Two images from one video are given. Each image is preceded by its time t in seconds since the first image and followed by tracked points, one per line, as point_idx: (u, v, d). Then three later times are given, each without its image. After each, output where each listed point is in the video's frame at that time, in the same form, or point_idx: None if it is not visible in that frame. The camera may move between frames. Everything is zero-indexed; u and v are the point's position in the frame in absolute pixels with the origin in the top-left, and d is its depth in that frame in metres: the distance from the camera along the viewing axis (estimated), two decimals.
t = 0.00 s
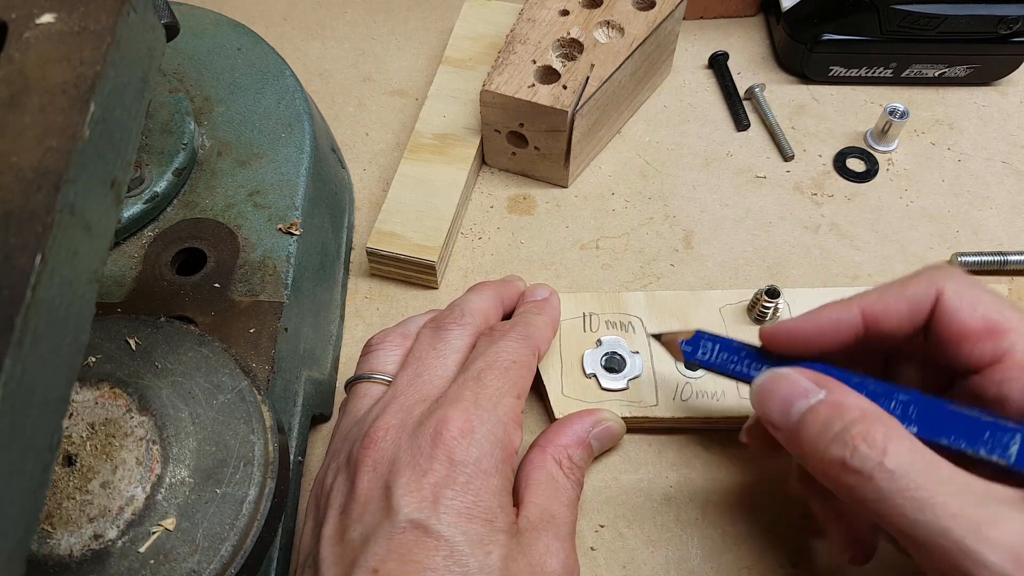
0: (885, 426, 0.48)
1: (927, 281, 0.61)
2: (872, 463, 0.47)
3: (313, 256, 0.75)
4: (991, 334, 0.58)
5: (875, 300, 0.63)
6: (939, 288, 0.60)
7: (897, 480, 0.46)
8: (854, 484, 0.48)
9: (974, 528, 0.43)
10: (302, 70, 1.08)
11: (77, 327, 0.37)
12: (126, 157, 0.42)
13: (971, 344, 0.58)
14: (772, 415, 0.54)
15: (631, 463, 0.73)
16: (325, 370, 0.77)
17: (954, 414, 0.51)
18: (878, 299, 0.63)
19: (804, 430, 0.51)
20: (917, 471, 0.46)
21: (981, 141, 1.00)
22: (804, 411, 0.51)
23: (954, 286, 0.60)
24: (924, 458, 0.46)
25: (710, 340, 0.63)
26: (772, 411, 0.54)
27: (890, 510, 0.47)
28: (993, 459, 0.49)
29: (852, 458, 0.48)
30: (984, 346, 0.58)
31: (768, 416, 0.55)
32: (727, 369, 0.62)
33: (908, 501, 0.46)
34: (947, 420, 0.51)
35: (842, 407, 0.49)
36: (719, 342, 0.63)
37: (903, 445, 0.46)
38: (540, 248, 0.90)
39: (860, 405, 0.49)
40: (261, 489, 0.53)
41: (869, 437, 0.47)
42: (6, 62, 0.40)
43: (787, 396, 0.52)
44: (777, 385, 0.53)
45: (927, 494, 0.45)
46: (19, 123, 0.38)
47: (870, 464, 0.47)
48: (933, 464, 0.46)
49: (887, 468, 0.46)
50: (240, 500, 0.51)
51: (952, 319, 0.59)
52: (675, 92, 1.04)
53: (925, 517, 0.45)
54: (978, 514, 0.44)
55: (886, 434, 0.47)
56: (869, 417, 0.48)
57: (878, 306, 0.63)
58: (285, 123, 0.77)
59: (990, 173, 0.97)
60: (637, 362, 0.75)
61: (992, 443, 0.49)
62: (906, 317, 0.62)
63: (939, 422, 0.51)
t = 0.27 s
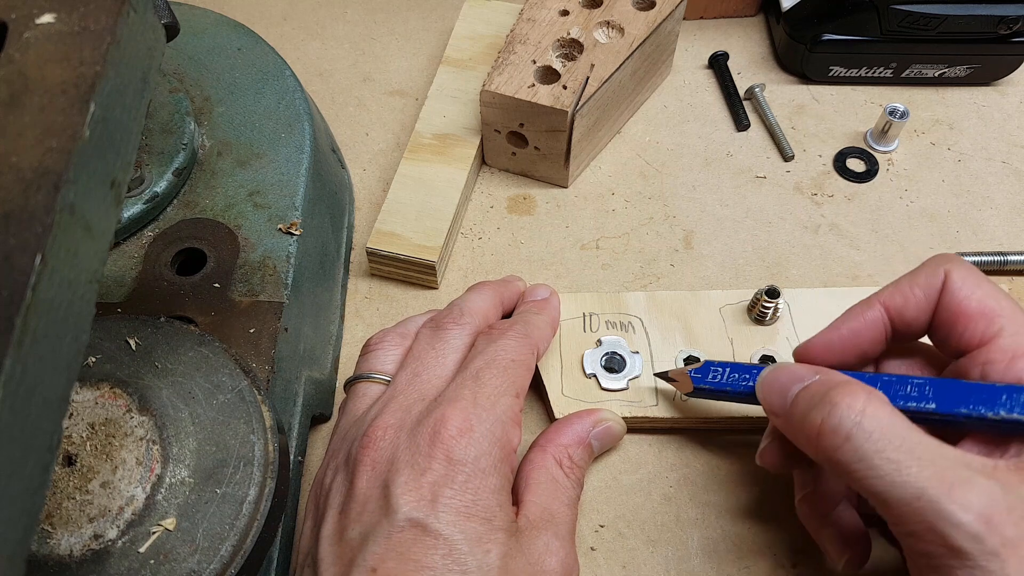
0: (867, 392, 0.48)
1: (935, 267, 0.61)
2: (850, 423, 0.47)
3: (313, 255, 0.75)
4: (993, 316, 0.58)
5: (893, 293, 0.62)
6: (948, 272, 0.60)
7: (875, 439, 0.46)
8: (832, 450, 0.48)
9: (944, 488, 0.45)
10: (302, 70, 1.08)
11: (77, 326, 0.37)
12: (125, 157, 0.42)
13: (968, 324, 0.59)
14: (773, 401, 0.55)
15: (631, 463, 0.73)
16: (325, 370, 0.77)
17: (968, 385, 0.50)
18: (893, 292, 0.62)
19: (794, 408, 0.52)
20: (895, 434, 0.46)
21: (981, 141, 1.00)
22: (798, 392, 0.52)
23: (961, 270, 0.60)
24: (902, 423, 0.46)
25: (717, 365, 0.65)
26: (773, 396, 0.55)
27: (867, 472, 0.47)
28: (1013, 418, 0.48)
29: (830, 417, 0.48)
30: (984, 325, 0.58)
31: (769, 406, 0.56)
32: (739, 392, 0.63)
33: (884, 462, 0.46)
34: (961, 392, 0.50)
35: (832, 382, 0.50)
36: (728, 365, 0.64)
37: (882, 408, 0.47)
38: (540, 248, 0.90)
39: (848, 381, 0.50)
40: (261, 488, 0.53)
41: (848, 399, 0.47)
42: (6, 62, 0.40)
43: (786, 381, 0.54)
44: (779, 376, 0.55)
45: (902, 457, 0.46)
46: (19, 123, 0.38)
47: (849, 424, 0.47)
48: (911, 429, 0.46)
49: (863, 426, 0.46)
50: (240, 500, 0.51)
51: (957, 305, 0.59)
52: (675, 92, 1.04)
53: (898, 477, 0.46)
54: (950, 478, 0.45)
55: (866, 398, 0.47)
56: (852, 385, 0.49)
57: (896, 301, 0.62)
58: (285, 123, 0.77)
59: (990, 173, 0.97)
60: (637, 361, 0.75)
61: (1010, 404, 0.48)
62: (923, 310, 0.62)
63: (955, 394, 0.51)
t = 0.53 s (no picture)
0: (858, 407, 0.48)
1: (917, 276, 0.61)
2: (842, 436, 0.47)
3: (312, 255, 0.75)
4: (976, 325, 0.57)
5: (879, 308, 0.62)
6: (930, 283, 0.60)
7: (867, 453, 0.46)
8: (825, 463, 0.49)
9: (939, 503, 0.44)
10: (302, 70, 1.08)
11: (77, 326, 0.37)
12: (125, 156, 0.42)
13: (953, 334, 0.58)
14: (764, 418, 0.55)
15: (631, 463, 0.73)
16: (325, 370, 0.77)
17: (961, 401, 0.51)
18: (876, 307, 0.62)
19: (786, 425, 0.52)
20: (887, 447, 0.46)
21: (981, 141, 1.00)
22: (790, 408, 0.52)
23: (942, 278, 0.60)
24: (893, 437, 0.47)
25: (706, 382, 0.65)
26: (764, 412, 0.55)
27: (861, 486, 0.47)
28: (1005, 433, 0.49)
29: (821, 432, 0.48)
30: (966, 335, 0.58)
31: (760, 422, 0.56)
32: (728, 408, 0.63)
33: (878, 475, 0.46)
34: (954, 408, 0.51)
35: (822, 397, 0.50)
36: (716, 381, 0.64)
37: (873, 422, 0.47)
38: (540, 248, 0.90)
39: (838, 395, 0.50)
40: (261, 489, 0.52)
41: (839, 413, 0.48)
42: (6, 62, 0.40)
43: (776, 398, 0.54)
44: (769, 393, 0.55)
45: (895, 470, 0.46)
46: (19, 123, 0.38)
47: (840, 437, 0.47)
48: (903, 442, 0.47)
49: (854, 441, 0.47)
50: (240, 500, 0.51)
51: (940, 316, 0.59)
52: (675, 92, 1.04)
53: (890, 490, 0.46)
54: (944, 491, 0.45)
55: (856, 411, 0.48)
56: (843, 401, 0.49)
57: (881, 315, 0.62)
58: (285, 123, 0.77)
59: (990, 173, 0.97)
60: (637, 361, 0.75)
61: (1001, 420, 0.49)
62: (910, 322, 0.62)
63: (947, 410, 0.51)
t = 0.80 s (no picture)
0: (853, 381, 0.47)
1: (888, 263, 0.62)
2: (835, 416, 0.46)
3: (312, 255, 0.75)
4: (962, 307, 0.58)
5: (840, 286, 0.63)
6: (899, 267, 0.61)
7: (859, 433, 0.46)
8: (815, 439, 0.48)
9: (927, 484, 0.44)
10: (302, 70, 1.08)
11: (77, 326, 0.37)
12: (125, 157, 0.42)
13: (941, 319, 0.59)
14: (752, 379, 0.53)
15: (631, 463, 0.73)
16: (325, 370, 0.77)
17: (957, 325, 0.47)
18: (846, 287, 0.63)
19: (778, 391, 0.51)
20: (880, 426, 0.46)
21: (981, 141, 1.00)
22: (782, 373, 0.51)
23: (916, 264, 0.61)
24: (886, 415, 0.46)
25: (705, 372, 0.63)
26: (753, 375, 0.53)
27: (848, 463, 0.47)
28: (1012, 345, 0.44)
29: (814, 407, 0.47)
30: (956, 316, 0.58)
31: (748, 384, 0.54)
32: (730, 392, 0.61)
33: (866, 454, 0.46)
34: (954, 334, 0.47)
35: (817, 367, 0.49)
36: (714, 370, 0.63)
37: (867, 400, 0.46)
38: (540, 248, 0.90)
39: (833, 364, 0.49)
40: (261, 488, 0.52)
41: (834, 391, 0.47)
42: (6, 62, 0.40)
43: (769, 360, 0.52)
44: (760, 351, 0.53)
45: (885, 452, 0.45)
46: (19, 123, 0.38)
47: (834, 416, 0.47)
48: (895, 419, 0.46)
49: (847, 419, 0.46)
50: (240, 500, 0.51)
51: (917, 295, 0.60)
52: (675, 92, 1.04)
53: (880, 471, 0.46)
54: (935, 475, 0.44)
55: (851, 388, 0.47)
56: (838, 373, 0.48)
57: (843, 292, 0.63)
58: (285, 123, 0.77)
59: (990, 173, 0.97)
60: (637, 362, 0.75)
61: (1004, 334, 0.45)
62: (870, 296, 0.63)
63: (947, 338, 0.47)
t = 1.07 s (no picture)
0: (832, 368, 0.48)
1: (856, 274, 0.64)
2: (814, 398, 0.47)
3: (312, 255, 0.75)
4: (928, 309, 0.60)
5: (808, 296, 0.66)
6: (866, 274, 0.63)
7: (837, 414, 0.47)
8: (796, 425, 0.49)
9: (903, 466, 0.45)
10: (302, 70, 1.08)
11: (77, 326, 0.38)
12: (125, 157, 0.42)
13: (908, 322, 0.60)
14: (738, 376, 0.55)
15: (631, 463, 0.73)
16: (325, 370, 0.77)
17: (933, 325, 0.50)
18: (815, 297, 0.66)
19: (763, 384, 0.52)
20: (859, 410, 0.46)
21: (981, 141, 1.00)
22: (765, 368, 0.52)
23: (881, 273, 0.63)
24: (865, 399, 0.47)
25: (689, 377, 0.64)
26: (739, 371, 0.55)
27: (829, 447, 0.47)
28: (985, 342, 0.47)
29: (796, 394, 0.48)
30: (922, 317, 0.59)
31: (733, 382, 0.56)
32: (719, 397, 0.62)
33: (847, 437, 0.46)
34: (930, 333, 0.50)
35: (798, 359, 0.50)
36: (700, 376, 0.64)
37: (846, 384, 0.47)
38: (540, 248, 0.90)
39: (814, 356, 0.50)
40: (261, 488, 0.52)
41: (813, 376, 0.48)
42: (6, 62, 0.40)
43: (754, 357, 0.54)
44: (747, 350, 0.55)
45: (863, 434, 0.46)
46: (19, 123, 0.38)
47: (813, 399, 0.47)
48: (874, 404, 0.47)
49: (827, 403, 0.47)
50: (240, 500, 0.51)
51: (884, 300, 0.62)
52: (675, 92, 1.04)
53: (858, 452, 0.46)
54: (912, 457, 0.46)
55: (830, 374, 0.48)
56: (818, 361, 0.49)
57: (812, 300, 0.66)
58: (285, 123, 0.77)
59: (990, 173, 0.97)
60: (637, 363, 0.75)
61: (978, 330, 0.47)
62: (839, 305, 0.65)
63: (924, 336, 0.50)
